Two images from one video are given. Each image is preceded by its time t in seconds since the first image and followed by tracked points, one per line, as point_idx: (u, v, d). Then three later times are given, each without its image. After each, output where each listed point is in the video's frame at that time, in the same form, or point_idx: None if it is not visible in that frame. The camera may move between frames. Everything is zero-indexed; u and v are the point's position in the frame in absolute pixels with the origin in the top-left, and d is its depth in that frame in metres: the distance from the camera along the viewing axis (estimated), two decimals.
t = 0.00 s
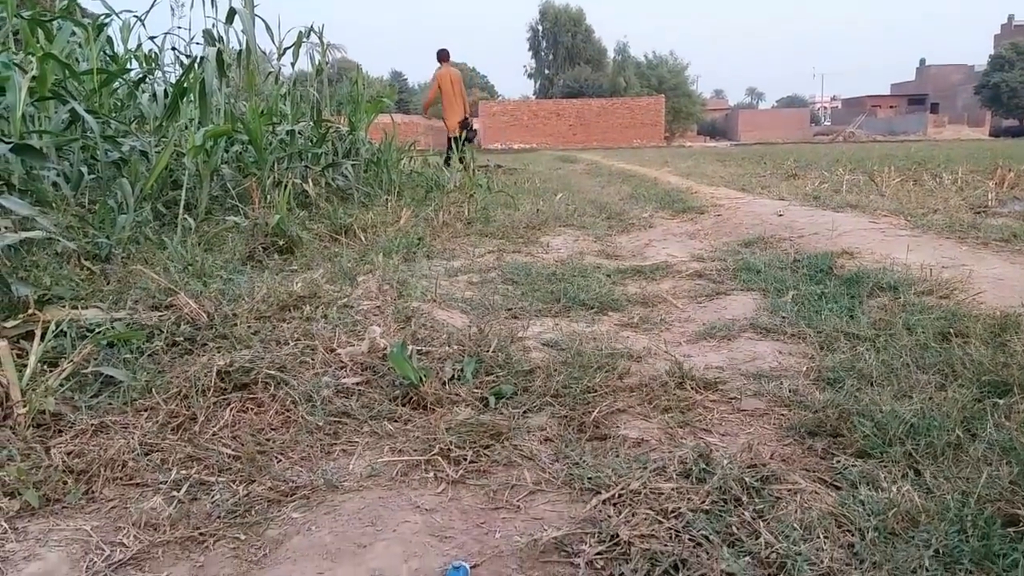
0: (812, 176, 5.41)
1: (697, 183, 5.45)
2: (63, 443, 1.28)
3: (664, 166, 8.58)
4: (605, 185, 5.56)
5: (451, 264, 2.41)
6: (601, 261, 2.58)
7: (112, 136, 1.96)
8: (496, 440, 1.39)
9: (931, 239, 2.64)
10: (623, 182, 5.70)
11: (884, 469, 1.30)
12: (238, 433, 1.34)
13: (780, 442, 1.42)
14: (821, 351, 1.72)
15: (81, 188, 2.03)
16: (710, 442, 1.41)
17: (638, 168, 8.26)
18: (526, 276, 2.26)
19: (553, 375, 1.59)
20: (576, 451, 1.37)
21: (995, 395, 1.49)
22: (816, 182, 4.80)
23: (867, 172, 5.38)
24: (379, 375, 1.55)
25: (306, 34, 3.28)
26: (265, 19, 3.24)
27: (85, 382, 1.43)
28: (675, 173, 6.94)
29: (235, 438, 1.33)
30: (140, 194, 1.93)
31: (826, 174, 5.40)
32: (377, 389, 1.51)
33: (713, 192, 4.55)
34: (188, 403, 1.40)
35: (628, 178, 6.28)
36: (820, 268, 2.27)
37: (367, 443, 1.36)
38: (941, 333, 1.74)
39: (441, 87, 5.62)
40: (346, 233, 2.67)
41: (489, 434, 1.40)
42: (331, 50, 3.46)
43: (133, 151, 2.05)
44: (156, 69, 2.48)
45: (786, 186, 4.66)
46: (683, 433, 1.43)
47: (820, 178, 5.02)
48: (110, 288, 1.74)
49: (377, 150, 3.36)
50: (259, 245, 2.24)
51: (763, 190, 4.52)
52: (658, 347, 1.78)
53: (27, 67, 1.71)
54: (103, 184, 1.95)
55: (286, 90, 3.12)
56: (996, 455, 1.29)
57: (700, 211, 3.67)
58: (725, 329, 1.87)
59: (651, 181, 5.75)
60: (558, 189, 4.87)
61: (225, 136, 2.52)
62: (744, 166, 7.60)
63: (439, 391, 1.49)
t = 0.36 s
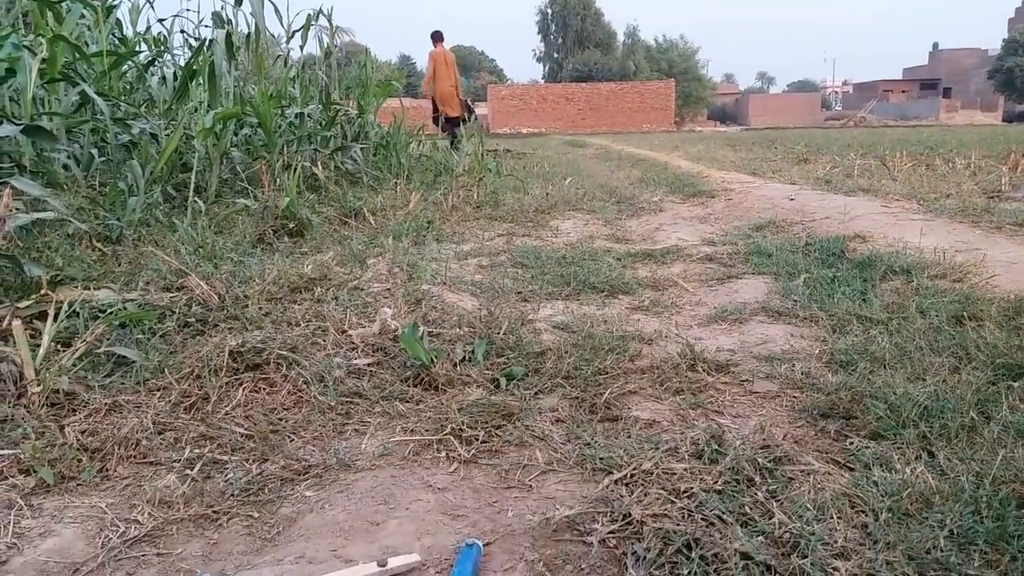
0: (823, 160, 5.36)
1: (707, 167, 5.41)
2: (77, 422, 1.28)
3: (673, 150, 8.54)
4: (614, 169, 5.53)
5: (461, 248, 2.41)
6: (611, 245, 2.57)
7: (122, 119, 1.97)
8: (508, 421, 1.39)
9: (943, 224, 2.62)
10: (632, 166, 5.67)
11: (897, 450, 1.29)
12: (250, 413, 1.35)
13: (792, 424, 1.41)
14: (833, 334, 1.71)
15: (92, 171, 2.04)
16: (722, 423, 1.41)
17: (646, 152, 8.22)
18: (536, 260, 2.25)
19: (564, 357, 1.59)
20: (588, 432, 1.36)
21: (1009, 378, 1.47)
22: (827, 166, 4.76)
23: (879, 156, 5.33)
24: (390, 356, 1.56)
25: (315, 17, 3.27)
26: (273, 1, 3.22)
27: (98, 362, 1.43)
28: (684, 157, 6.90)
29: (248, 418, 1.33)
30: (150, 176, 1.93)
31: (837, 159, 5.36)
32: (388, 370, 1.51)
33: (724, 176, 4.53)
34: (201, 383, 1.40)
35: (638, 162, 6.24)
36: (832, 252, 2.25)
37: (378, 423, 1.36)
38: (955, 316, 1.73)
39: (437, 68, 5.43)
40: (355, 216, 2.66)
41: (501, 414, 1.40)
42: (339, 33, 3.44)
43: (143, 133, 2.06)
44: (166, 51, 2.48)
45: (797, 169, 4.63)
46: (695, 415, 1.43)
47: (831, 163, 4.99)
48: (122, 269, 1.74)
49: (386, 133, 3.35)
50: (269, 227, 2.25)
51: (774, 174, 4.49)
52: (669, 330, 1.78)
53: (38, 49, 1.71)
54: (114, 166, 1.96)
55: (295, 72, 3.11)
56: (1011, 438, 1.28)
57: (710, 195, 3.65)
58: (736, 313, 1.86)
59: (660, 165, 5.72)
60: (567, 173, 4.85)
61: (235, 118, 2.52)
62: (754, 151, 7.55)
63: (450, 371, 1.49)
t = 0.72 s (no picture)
0: (830, 147, 5.34)
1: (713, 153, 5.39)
2: (85, 399, 1.28)
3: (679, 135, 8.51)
4: (620, 154, 5.52)
5: (467, 231, 2.40)
6: (617, 229, 2.56)
7: (127, 100, 1.97)
8: (514, 401, 1.39)
9: (952, 209, 2.61)
10: (638, 151, 5.65)
11: (905, 432, 1.28)
12: (257, 392, 1.35)
13: (799, 406, 1.41)
14: (840, 318, 1.71)
15: (97, 152, 2.04)
16: (728, 405, 1.40)
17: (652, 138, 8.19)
18: (541, 244, 2.25)
19: (570, 339, 1.59)
20: (594, 412, 1.36)
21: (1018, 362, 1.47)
22: (834, 153, 4.74)
23: (886, 142, 5.31)
24: (396, 337, 1.55)
25: None
26: None
27: (105, 341, 1.44)
28: (690, 142, 6.87)
29: (254, 396, 1.34)
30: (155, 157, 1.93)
31: (844, 145, 5.33)
32: (395, 351, 1.51)
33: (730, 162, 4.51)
34: (208, 362, 1.40)
35: (644, 147, 6.22)
36: (839, 237, 2.25)
37: (384, 402, 1.36)
38: (963, 301, 1.72)
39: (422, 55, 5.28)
40: (361, 199, 2.66)
41: (507, 395, 1.40)
42: (344, 17, 3.43)
43: (148, 115, 2.06)
44: (171, 32, 2.48)
45: (804, 156, 4.61)
46: (702, 397, 1.42)
47: (838, 149, 4.96)
48: (128, 250, 1.74)
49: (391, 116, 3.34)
50: (275, 209, 2.25)
51: (781, 160, 4.48)
52: (675, 314, 1.77)
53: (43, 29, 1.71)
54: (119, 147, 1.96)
55: (300, 55, 3.10)
56: (1019, 421, 1.27)
57: (716, 180, 3.64)
58: (743, 296, 1.86)
59: (666, 150, 5.69)
60: (573, 159, 4.84)
61: (240, 100, 2.51)
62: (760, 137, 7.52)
63: (456, 352, 1.49)
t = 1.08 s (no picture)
0: (836, 134, 5.31)
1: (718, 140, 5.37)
2: (90, 378, 1.28)
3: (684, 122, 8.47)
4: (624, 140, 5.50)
5: (471, 216, 2.40)
6: (622, 214, 2.56)
7: (131, 83, 1.96)
8: (520, 382, 1.39)
9: (958, 195, 2.60)
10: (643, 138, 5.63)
11: (912, 415, 1.28)
12: (262, 372, 1.35)
13: (805, 389, 1.40)
14: (845, 303, 1.70)
15: (101, 134, 2.04)
16: (734, 387, 1.40)
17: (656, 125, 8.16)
18: (546, 229, 2.24)
19: (575, 323, 1.59)
20: (600, 394, 1.36)
21: None
22: (840, 139, 4.73)
23: (893, 130, 5.29)
24: (401, 319, 1.55)
25: None
26: None
27: (110, 321, 1.43)
28: (695, 128, 6.85)
29: (259, 377, 1.33)
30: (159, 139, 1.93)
31: (850, 132, 5.31)
32: (399, 333, 1.51)
33: (735, 148, 4.50)
34: (212, 342, 1.40)
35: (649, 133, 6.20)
36: (845, 223, 2.24)
37: (390, 384, 1.36)
38: (970, 287, 1.72)
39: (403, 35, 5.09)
40: (364, 183, 2.65)
41: (512, 376, 1.39)
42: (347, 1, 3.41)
43: (151, 98, 2.05)
44: (174, 15, 2.47)
45: (809, 142, 4.60)
46: (708, 379, 1.42)
47: (844, 136, 4.94)
48: (132, 231, 1.74)
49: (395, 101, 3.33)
50: (278, 193, 2.24)
51: (787, 146, 4.46)
52: (681, 298, 1.77)
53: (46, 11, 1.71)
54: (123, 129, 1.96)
55: (303, 39, 3.09)
56: None
57: (722, 166, 3.63)
58: (748, 282, 1.85)
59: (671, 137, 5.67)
60: (578, 144, 4.82)
61: (243, 83, 2.51)
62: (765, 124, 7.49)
63: (461, 335, 1.49)
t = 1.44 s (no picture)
0: (845, 117, 5.28)
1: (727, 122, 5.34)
2: (97, 354, 1.28)
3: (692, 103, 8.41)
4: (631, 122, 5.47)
5: (477, 197, 2.39)
6: (629, 195, 2.55)
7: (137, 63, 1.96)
8: (526, 360, 1.38)
9: (969, 177, 2.58)
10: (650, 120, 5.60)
11: (921, 394, 1.27)
12: (269, 349, 1.35)
13: (813, 368, 1.39)
14: (854, 283, 1.69)
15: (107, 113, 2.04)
16: (742, 366, 1.39)
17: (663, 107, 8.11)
18: (553, 209, 2.24)
19: (582, 302, 1.58)
20: (607, 372, 1.35)
21: None
22: (849, 122, 4.69)
23: (903, 112, 5.24)
24: (407, 298, 1.55)
25: None
26: None
27: (117, 298, 1.43)
28: (703, 111, 6.81)
29: (266, 354, 1.33)
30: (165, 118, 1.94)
31: (860, 115, 5.27)
32: (406, 311, 1.50)
33: (743, 130, 4.47)
34: (219, 319, 1.40)
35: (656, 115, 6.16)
36: (854, 204, 2.22)
37: (396, 361, 1.36)
38: (980, 267, 1.70)
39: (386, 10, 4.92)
40: (370, 163, 2.65)
41: (519, 354, 1.39)
42: None
43: (157, 77, 2.05)
44: None
45: (818, 125, 4.57)
46: (715, 358, 1.41)
47: (854, 119, 4.91)
48: (138, 209, 1.74)
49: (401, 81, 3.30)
50: (284, 172, 2.24)
51: (796, 128, 4.43)
52: (688, 278, 1.76)
53: None
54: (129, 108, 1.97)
55: (309, 19, 3.08)
56: None
57: (730, 147, 3.61)
58: (756, 262, 1.85)
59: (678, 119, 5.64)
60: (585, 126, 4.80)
61: (249, 62, 2.51)
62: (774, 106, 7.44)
63: (467, 314, 1.49)
